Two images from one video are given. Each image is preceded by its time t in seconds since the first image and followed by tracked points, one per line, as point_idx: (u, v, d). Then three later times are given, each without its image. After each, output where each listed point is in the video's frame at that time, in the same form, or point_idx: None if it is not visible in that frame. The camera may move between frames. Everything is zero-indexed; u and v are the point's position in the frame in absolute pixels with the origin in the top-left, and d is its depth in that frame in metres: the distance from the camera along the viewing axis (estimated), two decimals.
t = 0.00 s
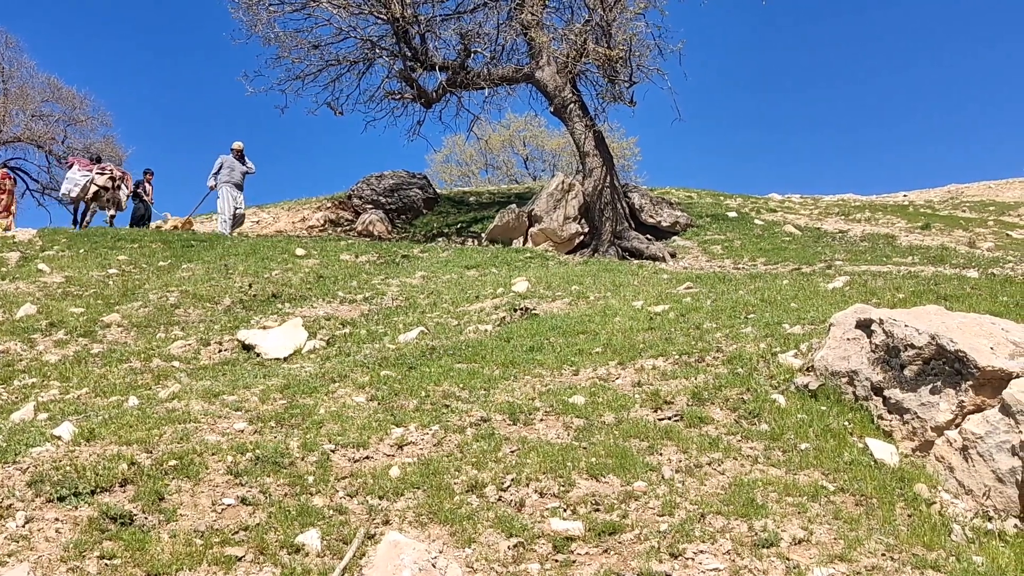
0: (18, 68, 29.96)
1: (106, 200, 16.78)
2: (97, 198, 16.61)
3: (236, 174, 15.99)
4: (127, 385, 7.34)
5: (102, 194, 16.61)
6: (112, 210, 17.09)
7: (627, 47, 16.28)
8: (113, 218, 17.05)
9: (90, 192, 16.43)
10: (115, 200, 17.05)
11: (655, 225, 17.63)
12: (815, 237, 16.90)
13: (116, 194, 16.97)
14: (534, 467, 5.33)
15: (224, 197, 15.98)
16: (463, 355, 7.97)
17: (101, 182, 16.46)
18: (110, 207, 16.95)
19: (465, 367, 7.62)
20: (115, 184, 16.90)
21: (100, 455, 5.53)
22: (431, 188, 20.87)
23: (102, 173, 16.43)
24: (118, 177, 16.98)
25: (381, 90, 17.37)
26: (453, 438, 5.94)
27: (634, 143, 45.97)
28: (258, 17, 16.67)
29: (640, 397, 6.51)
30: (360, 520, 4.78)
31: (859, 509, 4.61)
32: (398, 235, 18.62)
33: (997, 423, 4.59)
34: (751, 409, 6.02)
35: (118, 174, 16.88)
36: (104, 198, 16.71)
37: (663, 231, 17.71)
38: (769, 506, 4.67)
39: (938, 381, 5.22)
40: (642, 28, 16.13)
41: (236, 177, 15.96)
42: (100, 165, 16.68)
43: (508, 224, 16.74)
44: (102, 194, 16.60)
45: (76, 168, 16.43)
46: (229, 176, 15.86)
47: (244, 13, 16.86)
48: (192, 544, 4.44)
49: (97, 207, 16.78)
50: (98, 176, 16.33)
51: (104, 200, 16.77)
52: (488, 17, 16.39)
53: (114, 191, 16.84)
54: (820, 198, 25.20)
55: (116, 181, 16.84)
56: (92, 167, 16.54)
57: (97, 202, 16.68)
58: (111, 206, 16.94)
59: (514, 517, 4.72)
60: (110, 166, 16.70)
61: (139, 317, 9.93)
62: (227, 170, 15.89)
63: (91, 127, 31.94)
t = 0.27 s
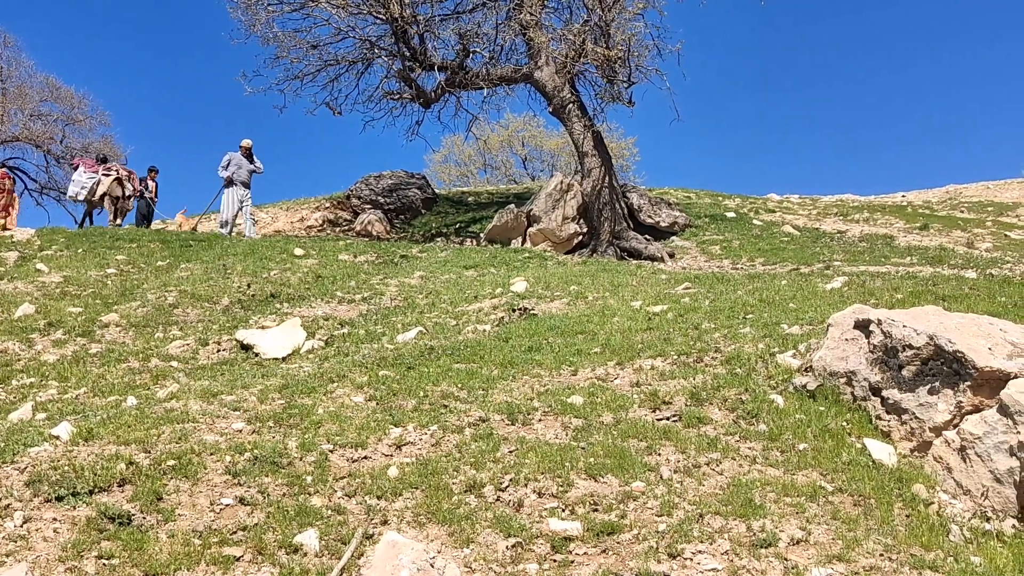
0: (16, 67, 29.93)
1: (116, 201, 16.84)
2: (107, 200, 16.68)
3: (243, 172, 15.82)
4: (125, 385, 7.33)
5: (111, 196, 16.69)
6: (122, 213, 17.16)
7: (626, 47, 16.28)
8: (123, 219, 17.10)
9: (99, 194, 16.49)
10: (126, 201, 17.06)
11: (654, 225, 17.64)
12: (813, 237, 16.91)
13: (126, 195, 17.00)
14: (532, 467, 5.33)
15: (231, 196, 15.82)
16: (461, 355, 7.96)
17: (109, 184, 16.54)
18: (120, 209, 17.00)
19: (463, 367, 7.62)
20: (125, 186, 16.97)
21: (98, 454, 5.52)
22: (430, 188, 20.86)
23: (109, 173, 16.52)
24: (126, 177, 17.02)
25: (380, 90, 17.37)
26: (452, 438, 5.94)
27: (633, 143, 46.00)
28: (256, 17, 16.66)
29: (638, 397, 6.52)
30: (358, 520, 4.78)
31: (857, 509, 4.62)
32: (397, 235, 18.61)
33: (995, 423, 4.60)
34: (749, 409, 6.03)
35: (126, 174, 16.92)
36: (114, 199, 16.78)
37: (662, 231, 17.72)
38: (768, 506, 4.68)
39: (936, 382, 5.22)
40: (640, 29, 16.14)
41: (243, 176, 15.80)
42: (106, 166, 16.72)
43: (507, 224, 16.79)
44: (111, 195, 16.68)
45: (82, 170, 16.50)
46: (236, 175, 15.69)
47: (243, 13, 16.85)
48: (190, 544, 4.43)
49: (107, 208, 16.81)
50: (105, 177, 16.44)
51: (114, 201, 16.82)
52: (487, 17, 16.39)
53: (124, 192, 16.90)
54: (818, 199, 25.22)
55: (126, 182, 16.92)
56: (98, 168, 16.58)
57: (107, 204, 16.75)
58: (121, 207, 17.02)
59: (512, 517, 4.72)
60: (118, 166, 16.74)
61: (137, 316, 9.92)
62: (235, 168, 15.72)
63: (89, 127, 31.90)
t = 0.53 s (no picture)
0: (14, 66, 29.88)
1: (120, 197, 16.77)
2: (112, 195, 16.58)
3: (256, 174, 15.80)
4: (122, 385, 7.32)
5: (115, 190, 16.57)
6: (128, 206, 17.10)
7: (624, 47, 16.28)
8: (129, 213, 17.04)
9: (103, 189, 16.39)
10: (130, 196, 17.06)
11: (652, 225, 17.64)
12: (811, 238, 16.93)
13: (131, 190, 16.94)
14: (530, 467, 5.33)
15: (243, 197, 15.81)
16: (459, 355, 7.96)
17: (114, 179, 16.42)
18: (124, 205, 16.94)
19: (461, 367, 7.62)
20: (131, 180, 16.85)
21: (95, 454, 5.51)
22: (428, 188, 20.85)
23: (114, 167, 16.41)
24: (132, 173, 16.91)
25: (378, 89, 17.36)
26: (449, 438, 5.93)
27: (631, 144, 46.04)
28: (254, 16, 16.64)
29: (636, 397, 6.52)
30: (356, 519, 4.78)
31: (854, 510, 4.62)
32: (395, 234, 18.60)
33: (992, 423, 4.60)
34: (747, 410, 6.03)
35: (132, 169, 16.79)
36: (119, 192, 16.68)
37: (660, 231, 17.73)
38: (765, 506, 4.68)
39: (933, 382, 5.23)
40: (639, 29, 16.14)
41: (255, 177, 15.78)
42: (112, 160, 16.64)
43: (505, 223, 16.78)
44: (116, 189, 16.54)
45: (87, 165, 16.41)
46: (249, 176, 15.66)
47: (241, 12, 16.82)
48: (187, 544, 4.42)
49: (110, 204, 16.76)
50: (110, 170, 16.31)
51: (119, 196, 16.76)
52: (485, 17, 16.39)
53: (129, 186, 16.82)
54: (816, 199, 25.25)
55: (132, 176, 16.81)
56: (103, 162, 16.51)
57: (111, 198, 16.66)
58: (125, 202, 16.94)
59: (510, 517, 4.72)
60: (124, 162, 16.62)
61: (135, 316, 9.90)
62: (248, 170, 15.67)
63: (87, 126, 31.83)
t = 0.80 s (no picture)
0: (11, 65, 29.81)
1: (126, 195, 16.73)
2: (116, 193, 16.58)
3: (264, 171, 15.87)
4: (119, 384, 7.30)
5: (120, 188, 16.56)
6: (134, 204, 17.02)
7: (622, 47, 16.28)
8: (133, 211, 16.99)
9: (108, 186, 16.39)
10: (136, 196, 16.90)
11: (649, 225, 17.64)
12: (809, 238, 16.96)
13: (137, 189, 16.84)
14: (527, 467, 5.33)
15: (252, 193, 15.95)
16: (456, 355, 7.95)
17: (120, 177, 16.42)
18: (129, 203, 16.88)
19: (458, 367, 7.61)
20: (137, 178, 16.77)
21: (92, 453, 5.50)
22: (425, 188, 20.85)
23: (121, 166, 16.43)
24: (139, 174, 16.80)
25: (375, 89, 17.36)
26: (446, 438, 5.92)
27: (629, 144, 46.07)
28: (252, 15, 16.62)
29: (634, 397, 6.52)
30: (353, 519, 4.77)
31: (851, 510, 4.63)
32: (393, 234, 18.58)
33: (988, 424, 4.62)
34: (744, 410, 6.04)
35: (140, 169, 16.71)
36: (124, 190, 16.63)
37: (658, 231, 17.74)
38: (762, 506, 4.69)
39: (930, 382, 5.23)
40: (636, 29, 16.15)
41: (263, 174, 15.85)
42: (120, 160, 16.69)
43: (503, 223, 16.80)
44: (122, 187, 16.56)
45: (97, 163, 16.53)
46: (256, 173, 15.75)
47: (239, 11, 16.80)
48: (184, 543, 4.42)
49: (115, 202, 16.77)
50: (116, 168, 16.35)
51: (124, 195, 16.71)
52: (483, 17, 16.38)
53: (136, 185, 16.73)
54: (814, 199, 25.29)
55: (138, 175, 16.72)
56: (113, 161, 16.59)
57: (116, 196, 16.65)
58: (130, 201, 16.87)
59: (507, 517, 4.72)
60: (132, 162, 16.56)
61: (132, 315, 9.88)
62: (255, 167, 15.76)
63: (84, 125, 31.77)
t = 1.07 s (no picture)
0: (8, 63, 29.73)
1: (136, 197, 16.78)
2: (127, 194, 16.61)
3: (270, 171, 15.90)
4: (116, 383, 7.29)
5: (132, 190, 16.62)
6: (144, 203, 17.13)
7: (620, 47, 16.29)
8: (143, 213, 17.03)
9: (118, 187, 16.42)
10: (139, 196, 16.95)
11: (647, 225, 17.65)
12: (806, 238, 16.98)
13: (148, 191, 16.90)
14: (524, 467, 5.33)
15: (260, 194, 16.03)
16: (454, 354, 7.95)
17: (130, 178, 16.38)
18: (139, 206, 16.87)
19: (455, 366, 7.60)
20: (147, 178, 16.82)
21: (89, 452, 5.49)
22: (423, 188, 20.83)
23: (129, 166, 16.32)
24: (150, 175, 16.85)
25: (373, 88, 17.34)
26: (443, 437, 5.92)
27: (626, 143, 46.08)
28: (250, 14, 16.59)
29: (631, 397, 6.52)
30: (350, 519, 4.77)
31: (848, 510, 4.64)
32: (390, 234, 18.55)
33: (985, 424, 4.62)
34: (741, 410, 6.04)
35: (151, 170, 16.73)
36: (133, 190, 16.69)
37: (654, 232, 17.75)
38: (759, 506, 4.69)
39: (927, 383, 5.24)
40: (634, 29, 16.16)
41: (269, 174, 15.89)
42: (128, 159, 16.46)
43: (501, 223, 16.60)
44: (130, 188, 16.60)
45: (104, 161, 16.36)
46: (263, 173, 15.80)
47: (236, 10, 16.78)
48: (180, 542, 4.41)
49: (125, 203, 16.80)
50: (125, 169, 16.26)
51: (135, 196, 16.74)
52: (481, 16, 16.38)
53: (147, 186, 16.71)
54: (811, 199, 25.32)
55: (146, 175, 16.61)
56: (120, 160, 16.40)
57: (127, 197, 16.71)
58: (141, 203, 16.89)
59: (504, 517, 4.71)
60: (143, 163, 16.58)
61: (129, 314, 9.87)
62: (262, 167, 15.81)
63: (81, 123, 31.70)
